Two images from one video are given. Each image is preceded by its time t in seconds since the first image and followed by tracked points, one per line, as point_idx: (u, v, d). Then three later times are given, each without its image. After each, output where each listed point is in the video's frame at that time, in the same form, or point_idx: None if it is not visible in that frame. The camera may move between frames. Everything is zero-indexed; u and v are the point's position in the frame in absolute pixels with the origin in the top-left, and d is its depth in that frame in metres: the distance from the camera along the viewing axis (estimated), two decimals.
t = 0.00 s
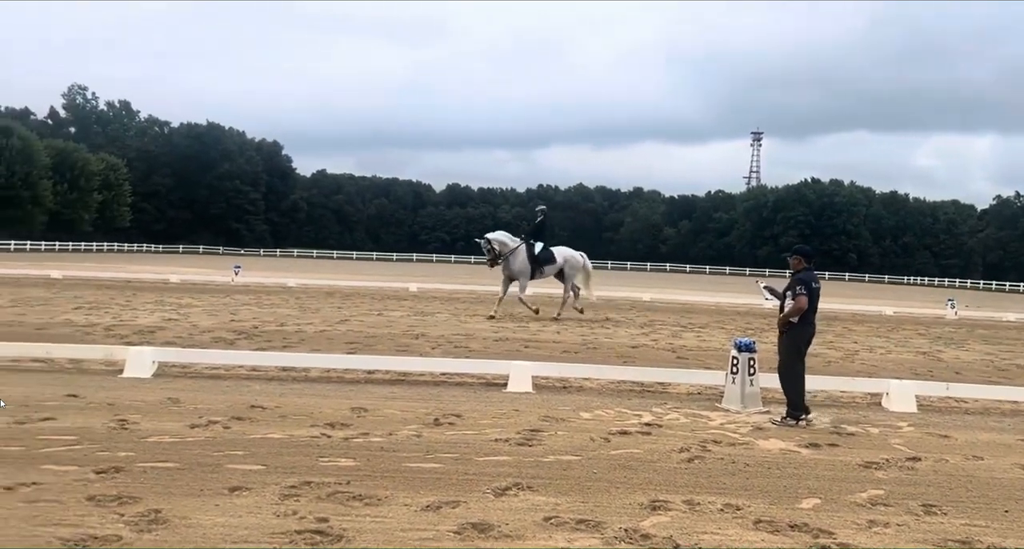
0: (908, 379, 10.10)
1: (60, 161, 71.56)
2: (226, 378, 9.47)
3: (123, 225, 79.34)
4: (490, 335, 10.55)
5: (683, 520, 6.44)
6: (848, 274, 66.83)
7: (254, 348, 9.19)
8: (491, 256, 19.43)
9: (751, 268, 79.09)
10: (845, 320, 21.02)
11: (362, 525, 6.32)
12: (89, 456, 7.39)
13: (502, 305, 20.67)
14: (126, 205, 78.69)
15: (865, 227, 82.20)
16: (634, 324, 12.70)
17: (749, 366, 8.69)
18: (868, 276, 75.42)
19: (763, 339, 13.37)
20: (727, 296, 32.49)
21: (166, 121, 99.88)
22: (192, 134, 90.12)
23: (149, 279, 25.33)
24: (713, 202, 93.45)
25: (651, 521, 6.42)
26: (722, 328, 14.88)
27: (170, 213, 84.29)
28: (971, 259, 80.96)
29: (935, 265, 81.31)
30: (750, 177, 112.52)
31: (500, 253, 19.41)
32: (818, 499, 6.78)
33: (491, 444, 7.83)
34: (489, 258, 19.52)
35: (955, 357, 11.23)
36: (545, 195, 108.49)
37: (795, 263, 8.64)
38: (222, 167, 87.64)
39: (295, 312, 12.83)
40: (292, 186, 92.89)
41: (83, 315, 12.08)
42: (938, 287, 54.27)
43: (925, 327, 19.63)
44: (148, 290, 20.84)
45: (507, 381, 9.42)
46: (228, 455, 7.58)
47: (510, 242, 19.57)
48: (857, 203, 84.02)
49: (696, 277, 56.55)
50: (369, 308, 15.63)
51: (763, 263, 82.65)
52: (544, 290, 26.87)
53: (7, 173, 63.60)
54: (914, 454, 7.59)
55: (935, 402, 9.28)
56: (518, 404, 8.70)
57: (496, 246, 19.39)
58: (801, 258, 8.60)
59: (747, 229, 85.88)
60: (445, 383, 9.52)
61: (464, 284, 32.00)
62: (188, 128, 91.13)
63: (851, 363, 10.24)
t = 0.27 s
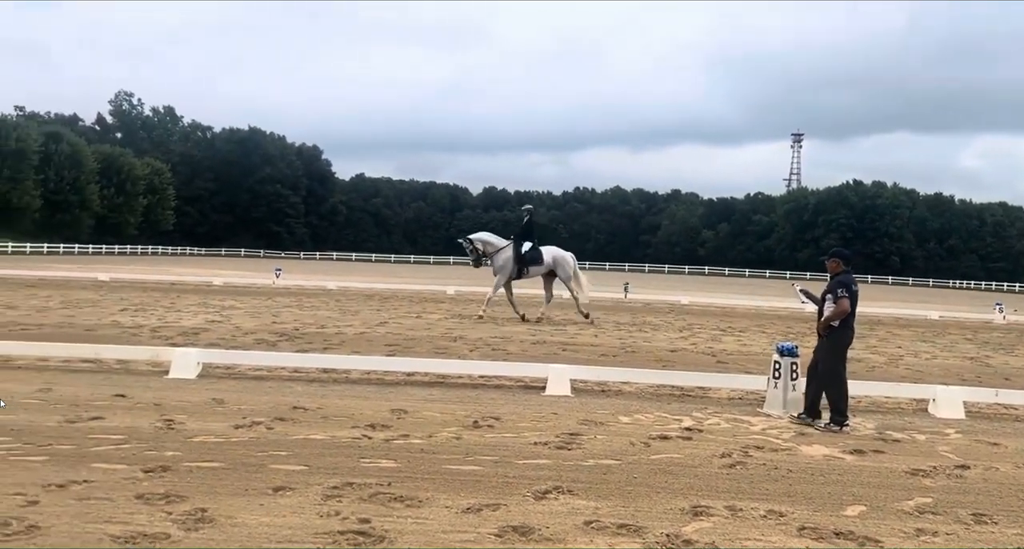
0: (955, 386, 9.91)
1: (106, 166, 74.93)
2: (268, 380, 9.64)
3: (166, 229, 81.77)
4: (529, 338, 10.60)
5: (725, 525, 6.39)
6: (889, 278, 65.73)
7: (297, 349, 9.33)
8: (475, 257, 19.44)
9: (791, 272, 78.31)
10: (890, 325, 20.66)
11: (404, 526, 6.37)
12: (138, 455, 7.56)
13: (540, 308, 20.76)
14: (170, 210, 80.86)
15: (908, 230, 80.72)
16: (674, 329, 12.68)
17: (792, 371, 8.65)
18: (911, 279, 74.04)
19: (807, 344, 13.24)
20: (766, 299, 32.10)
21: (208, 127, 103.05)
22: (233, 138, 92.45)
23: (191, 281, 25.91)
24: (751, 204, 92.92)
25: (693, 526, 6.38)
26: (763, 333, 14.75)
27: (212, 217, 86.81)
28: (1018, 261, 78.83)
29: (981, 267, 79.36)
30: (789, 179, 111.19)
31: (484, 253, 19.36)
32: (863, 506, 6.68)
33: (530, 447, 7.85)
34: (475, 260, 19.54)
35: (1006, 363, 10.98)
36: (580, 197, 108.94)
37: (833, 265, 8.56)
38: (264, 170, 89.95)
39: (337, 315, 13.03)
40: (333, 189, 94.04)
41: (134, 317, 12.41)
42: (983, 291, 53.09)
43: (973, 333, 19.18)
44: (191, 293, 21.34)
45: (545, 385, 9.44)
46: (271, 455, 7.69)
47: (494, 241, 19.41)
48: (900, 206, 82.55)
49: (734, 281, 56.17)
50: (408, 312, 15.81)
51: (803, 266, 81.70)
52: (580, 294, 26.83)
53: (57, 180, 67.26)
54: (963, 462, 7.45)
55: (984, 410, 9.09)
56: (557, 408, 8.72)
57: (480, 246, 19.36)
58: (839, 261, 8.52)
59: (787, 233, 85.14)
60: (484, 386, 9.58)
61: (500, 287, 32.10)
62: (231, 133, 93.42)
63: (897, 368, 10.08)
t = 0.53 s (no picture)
0: (989, 390, 9.78)
1: (137, 169, 76.44)
2: (296, 381, 9.74)
3: (195, 231, 83.72)
4: (555, 340, 10.64)
5: (755, 529, 6.33)
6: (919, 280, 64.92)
7: (325, 350, 9.42)
8: (465, 260, 18.84)
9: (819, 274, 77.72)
10: (920, 327, 20.40)
11: (431, 528, 6.39)
12: (169, 455, 7.66)
13: (565, 310, 20.80)
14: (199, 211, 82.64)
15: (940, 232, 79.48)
16: (701, 331, 12.67)
17: (821, 375, 8.64)
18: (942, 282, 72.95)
19: (837, 347, 13.13)
20: (793, 301, 31.86)
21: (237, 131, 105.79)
22: (263, 141, 95.26)
23: (220, 282, 26.28)
24: (780, 206, 92.75)
25: (721, 531, 6.32)
26: (791, 335, 14.66)
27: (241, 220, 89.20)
28: None
29: (1014, 270, 77.89)
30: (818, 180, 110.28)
31: (473, 257, 18.76)
32: (895, 512, 6.58)
33: (557, 449, 7.85)
34: (464, 263, 18.97)
35: None
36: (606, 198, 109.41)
37: (857, 268, 8.46)
38: (292, 173, 92.67)
39: (365, 316, 13.15)
40: (358, 191, 96.48)
41: (167, 317, 12.61)
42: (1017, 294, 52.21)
43: (1008, 337, 18.85)
44: (220, 294, 21.64)
45: (571, 387, 9.46)
46: (300, 456, 7.76)
47: (486, 245, 18.83)
48: (932, 208, 81.33)
49: (761, 283, 55.90)
50: (436, 313, 15.94)
51: (832, 269, 80.95)
52: (607, 296, 26.79)
53: (90, 182, 68.33)
54: (997, 469, 7.33)
55: (1019, 415, 8.94)
56: (583, 410, 8.74)
57: (470, 249, 18.74)
58: (862, 264, 8.50)
59: (816, 234, 84.55)
60: (511, 388, 9.61)
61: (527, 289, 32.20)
62: (259, 136, 96.27)
63: (928, 372, 9.96)
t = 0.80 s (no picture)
0: None
1: (186, 174, 78.36)
2: (343, 384, 9.91)
3: (241, 234, 86.36)
4: (598, 346, 10.69)
5: (803, 538, 6.23)
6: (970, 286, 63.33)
7: (370, 354, 9.58)
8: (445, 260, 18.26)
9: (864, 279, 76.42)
10: (973, 335, 19.91)
11: (477, 531, 6.40)
12: (219, 454, 7.81)
13: (607, 314, 20.82)
14: (243, 215, 85.13)
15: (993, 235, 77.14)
16: (748, 338, 12.64)
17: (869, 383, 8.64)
18: (993, 287, 70.91)
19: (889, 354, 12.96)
20: (839, 307, 31.35)
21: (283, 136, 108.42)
22: (307, 146, 97.60)
23: (263, 284, 26.85)
24: (826, 209, 92.10)
25: (769, 539, 6.22)
26: (839, 342, 14.49)
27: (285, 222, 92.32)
28: None
29: None
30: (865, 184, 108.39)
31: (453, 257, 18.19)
32: (949, 523, 6.43)
33: (601, 455, 7.84)
34: (443, 263, 18.40)
35: None
36: (648, 202, 109.71)
37: (894, 272, 8.54)
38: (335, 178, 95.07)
39: (412, 321, 13.36)
40: (400, 196, 99.60)
41: (215, 319, 12.91)
42: None
43: None
44: (264, 296, 22.12)
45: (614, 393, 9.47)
46: (346, 458, 7.85)
47: (467, 245, 18.28)
48: (984, 211, 78.99)
49: (806, 288, 55.20)
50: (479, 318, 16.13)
51: (878, 274, 79.38)
52: (648, 300, 26.78)
53: (140, 188, 69.86)
54: None
55: None
56: (627, 416, 8.74)
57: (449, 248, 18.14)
58: (900, 268, 8.50)
59: (862, 238, 83.08)
60: (554, 393, 9.65)
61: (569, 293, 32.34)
62: (304, 141, 98.61)
63: (982, 381, 9.78)
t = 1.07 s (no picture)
0: None
1: (218, 176, 79.70)
2: (374, 385, 10.03)
3: (272, 237, 87.79)
4: (628, 349, 10.74)
5: (836, 545, 6.16)
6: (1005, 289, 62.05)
7: (401, 356, 9.66)
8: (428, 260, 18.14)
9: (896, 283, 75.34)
10: (1011, 340, 19.53)
11: (507, 534, 6.40)
12: (252, 454, 7.91)
13: (635, 318, 20.80)
14: (275, 217, 86.56)
15: None
16: (778, 341, 12.64)
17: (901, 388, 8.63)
18: None
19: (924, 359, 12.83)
20: (871, 310, 30.94)
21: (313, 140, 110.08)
22: (337, 149, 98.92)
23: (293, 286, 27.17)
24: (858, 212, 90.54)
25: (802, 545, 6.15)
26: (872, 347, 14.37)
27: (315, 225, 93.79)
28: None
29: None
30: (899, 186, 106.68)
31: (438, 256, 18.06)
32: (985, 532, 6.33)
33: (631, 459, 7.84)
34: (427, 263, 18.27)
35: None
36: (677, 204, 109.86)
37: (922, 275, 8.55)
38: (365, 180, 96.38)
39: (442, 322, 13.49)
40: (429, 199, 100.80)
41: (247, 320, 13.10)
42: None
43: None
44: (293, 297, 22.40)
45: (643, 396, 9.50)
46: (377, 459, 7.91)
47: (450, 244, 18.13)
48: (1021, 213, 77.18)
49: (839, 291, 54.59)
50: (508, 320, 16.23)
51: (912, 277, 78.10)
52: (677, 304, 26.66)
53: (173, 190, 71.20)
54: None
55: None
56: (658, 420, 8.76)
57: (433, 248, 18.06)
58: (928, 270, 8.52)
59: (895, 241, 81.72)
60: (584, 396, 9.68)
61: (598, 296, 32.35)
62: (334, 144, 99.91)
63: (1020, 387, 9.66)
